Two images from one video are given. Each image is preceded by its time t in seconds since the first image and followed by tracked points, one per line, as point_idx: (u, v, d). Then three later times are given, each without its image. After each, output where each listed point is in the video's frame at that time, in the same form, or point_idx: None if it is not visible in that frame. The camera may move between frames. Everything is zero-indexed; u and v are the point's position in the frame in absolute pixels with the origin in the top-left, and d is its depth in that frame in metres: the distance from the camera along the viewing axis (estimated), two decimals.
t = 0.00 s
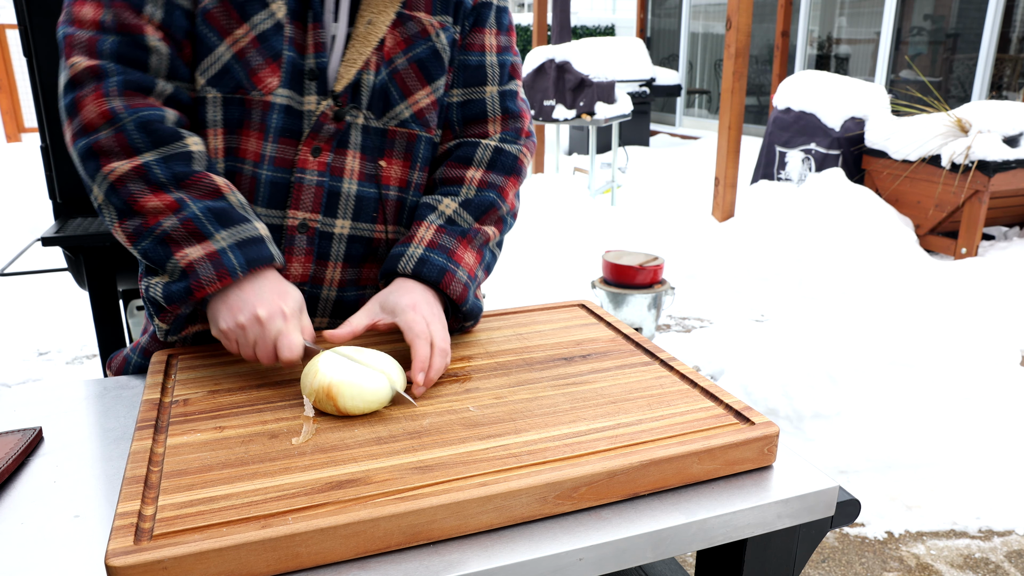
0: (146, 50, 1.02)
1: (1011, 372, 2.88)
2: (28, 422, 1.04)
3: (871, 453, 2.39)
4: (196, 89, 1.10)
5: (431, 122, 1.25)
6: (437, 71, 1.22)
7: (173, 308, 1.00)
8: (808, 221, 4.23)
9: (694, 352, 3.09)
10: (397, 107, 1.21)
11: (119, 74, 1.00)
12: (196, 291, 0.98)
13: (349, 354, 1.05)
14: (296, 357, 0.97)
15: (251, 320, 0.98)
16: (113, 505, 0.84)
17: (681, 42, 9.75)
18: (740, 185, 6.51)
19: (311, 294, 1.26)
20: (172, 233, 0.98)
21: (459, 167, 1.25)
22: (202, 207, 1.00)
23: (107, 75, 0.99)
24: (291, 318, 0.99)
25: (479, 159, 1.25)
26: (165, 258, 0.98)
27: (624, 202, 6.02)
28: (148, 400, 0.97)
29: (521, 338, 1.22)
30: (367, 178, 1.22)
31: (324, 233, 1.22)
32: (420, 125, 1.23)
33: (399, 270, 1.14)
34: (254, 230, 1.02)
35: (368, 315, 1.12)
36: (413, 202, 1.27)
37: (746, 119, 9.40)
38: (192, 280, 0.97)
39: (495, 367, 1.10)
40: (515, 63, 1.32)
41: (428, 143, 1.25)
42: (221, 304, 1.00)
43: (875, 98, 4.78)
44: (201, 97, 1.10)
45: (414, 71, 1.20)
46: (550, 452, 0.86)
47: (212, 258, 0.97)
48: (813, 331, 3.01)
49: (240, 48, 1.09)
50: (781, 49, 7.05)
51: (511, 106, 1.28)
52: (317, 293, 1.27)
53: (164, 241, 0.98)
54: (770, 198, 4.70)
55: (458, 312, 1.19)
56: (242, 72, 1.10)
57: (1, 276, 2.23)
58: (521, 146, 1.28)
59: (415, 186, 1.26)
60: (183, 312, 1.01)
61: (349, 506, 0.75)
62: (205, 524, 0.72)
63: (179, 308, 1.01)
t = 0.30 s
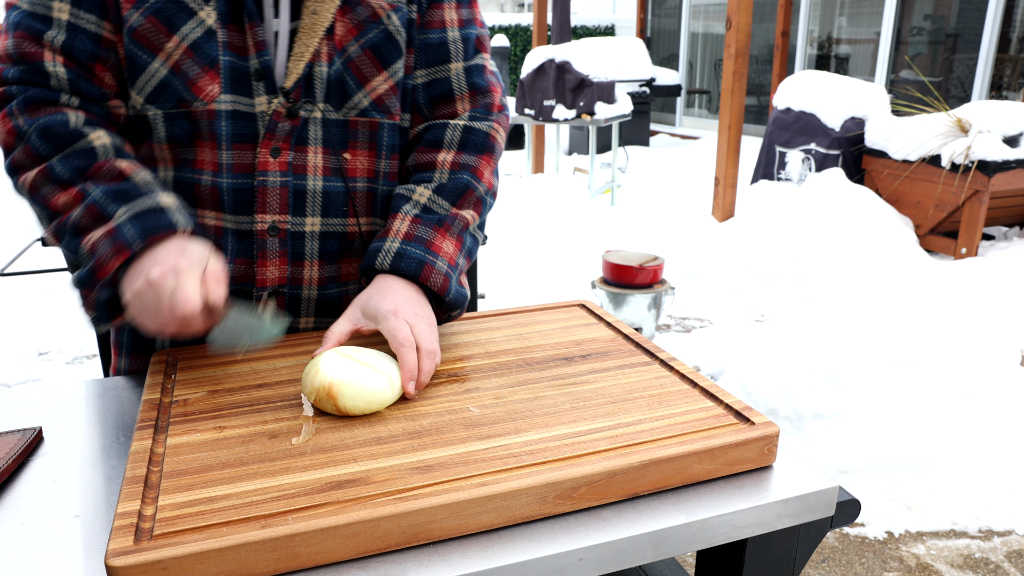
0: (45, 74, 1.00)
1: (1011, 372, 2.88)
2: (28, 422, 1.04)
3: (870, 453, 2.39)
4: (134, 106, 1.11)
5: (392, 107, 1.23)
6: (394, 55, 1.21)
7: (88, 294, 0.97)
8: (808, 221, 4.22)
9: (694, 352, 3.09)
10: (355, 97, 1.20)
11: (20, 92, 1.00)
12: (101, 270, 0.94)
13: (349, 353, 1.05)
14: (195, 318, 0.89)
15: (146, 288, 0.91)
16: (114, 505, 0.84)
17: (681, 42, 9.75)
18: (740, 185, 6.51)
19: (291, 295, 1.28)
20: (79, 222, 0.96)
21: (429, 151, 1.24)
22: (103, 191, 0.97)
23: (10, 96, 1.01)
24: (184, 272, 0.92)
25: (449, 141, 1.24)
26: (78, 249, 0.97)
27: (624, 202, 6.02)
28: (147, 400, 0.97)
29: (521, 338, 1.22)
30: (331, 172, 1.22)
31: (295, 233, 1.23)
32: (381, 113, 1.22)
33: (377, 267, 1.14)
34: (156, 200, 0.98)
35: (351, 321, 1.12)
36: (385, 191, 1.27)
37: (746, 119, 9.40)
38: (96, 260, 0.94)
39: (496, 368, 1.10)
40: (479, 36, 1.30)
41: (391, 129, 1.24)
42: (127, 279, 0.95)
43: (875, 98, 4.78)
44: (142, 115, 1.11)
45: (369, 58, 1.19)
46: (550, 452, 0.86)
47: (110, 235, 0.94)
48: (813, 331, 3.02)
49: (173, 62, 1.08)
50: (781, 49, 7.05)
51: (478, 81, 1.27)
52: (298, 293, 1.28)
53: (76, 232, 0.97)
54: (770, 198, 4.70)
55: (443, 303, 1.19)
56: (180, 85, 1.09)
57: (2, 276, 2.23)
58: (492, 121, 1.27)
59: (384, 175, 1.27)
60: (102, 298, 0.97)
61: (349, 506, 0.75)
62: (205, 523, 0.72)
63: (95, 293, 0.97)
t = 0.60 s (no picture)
0: (41, 104, 1.00)
1: (1010, 372, 2.88)
2: (29, 422, 1.04)
3: (870, 453, 2.39)
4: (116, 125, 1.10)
5: (368, 92, 1.23)
6: (363, 38, 1.19)
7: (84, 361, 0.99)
8: (807, 221, 4.22)
9: (694, 351, 3.09)
10: (330, 86, 1.20)
11: (15, 134, 0.99)
12: (99, 341, 0.95)
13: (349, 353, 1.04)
14: (191, 391, 0.91)
15: (148, 357, 0.95)
16: (113, 505, 0.84)
17: (681, 42, 9.75)
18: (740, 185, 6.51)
19: (282, 295, 1.28)
20: (80, 284, 0.97)
21: (409, 131, 1.24)
22: (107, 255, 0.98)
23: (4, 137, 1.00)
24: (190, 349, 0.96)
25: (427, 119, 1.24)
26: (78, 312, 0.98)
27: (624, 202, 6.02)
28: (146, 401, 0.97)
29: (521, 338, 1.22)
30: (313, 166, 1.22)
31: (281, 232, 1.23)
32: (358, 99, 1.22)
33: (366, 254, 1.14)
34: (161, 272, 0.99)
35: (342, 313, 1.11)
36: (369, 178, 1.28)
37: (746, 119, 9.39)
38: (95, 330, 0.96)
39: (496, 368, 1.10)
40: (447, 9, 1.29)
41: (368, 115, 1.24)
42: (122, 350, 0.97)
43: (875, 98, 4.78)
44: (123, 133, 1.10)
45: (339, 46, 1.18)
46: (550, 452, 0.86)
47: (112, 305, 0.95)
48: (812, 331, 3.01)
49: (150, 74, 1.07)
50: (781, 49, 7.05)
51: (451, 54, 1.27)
52: (288, 292, 1.28)
53: (77, 293, 0.98)
54: (770, 198, 4.69)
55: (434, 283, 1.20)
56: (159, 98, 1.09)
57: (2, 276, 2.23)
58: (469, 95, 1.27)
59: (367, 162, 1.27)
60: (102, 364, 0.99)
61: (349, 506, 0.75)
62: (205, 524, 0.72)
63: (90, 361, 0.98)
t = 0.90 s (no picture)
0: (30, 111, 1.00)
1: (1010, 372, 2.88)
2: (30, 422, 1.04)
3: (870, 453, 2.39)
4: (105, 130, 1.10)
5: (357, 90, 1.22)
6: (349, 34, 1.19)
7: (92, 362, 0.99)
8: (807, 221, 4.22)
9: (694, 352, 3.09)
10: (319, 84, 1.19)
11: (7, 143, 0.99)
12: (107, 343, 0.96)
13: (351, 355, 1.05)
14: (203, 382, 0.91)
15: (157, 349, 0.95)
16: (114, 505, 0.84)
17: (681, 42, 9.75)
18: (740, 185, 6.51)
19: (277, 296, 1.28)
20: (85, 289, 0.97)
21: (402, 129, 1.23)
22: (108, 259, 0.98)
23: None
24: (198, 339, 0.97)
25: (419, 117, 1.24)
26: (83, 315, 0.98)
27: (624, 202, 6.02)
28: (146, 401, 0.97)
29: (521, 338, 1.22)
30: (303, 165, 1.22)
31: (274, 233, 1.23)
32: (347, 96, 1.22)
33: (364, 256, 1.14)
34: (164, 272, 0.99)
35: (346, 318, 1.11)
36: (362, 176, 1.28)
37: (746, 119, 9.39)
38: (103, 332, 0.96)
39: (496, 368, 1.10)
40: (435, 3, 1.30)
41: (358, 113, 1.24)
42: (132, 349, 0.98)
43: (875, 98, 4.78)
44: (113, 137, 1.10)
45: (326, 43, 1.19)
46: (550, 452, 0.86)
47: (118, 307, 0.95)
48: (813, 331, 3.01)
49: (136, 78, 1.07)
50: (781, 49, 7.05)
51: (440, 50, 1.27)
52: (283, 292, 1.28)
53: (80, 298, 0.97)
54: (770, 198, 4.69)
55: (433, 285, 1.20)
56: (147, 100, 1.09)
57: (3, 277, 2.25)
58: (460, 91, 1.27)
59: (358, 160, 1.27)
60: (108, 365, 1.01)
61: (349, 506, 0.75)
62: (205, 524, 0.72)
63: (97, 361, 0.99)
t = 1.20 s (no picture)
0: (17, 111, 1.00)
1: (1010, 372, 2.88)
2: (30, 421, 1.04)
3: (870, 453, 2.39)
4: (103, 128, 1.10)
5: (361, 93, 1.23)
6: (356, 38, 1.19)
7: (100, 327, 0.97)
8: (807, 221, 4.22)
9: (694, 351, 3.09)
10: (323, 86, 1.20)
11: None
12: (107, 304, 0.94)
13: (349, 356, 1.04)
14: (221, 308, 0.93)
15: (156, 300, 0.93)
16: (114, 504, 0.84)
17: (681, 42, 9.76)
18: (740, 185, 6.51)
19: (276, 296, 1.28)
20: (78, 260, 0.96)
21: (442, 127, 1.26)
22: (97, 228, 0.97)
23: None
24: (193, 279, 0.94)
25: (460, 117, 1.27)
26: (82, 287, 0.97)
27: (624, 202, 6.02)
28: (146, 400, 0.97)
29: (522, 338, 1.21)
30: (305, 166, 1.22)
31: (274, 233, 1.23)
32: (350, 99, 1.22)
33: (431, 236, 1.11)
34: (151, 230, 0.96)
35: (406, 260, 1.07)
36: (363, 179, 1.28)
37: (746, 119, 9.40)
38: (101, 294, 0.94)
39: (496, 368, 1.10)
40: (454, 10, 1.33)
41: (361, 115, 1.24)
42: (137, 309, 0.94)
43: (875, 98, 4.78)
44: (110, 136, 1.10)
45: (331, 45, 1.19)
46: (550, 452, 0.86)
47: (111, 269, 0.93)
48: (813, 330, 3.01)
49: (133, 77, 1.07)
50: (781, 49, 7.05)
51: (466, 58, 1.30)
52: (283, 293, 1.28)
53: (77, 270, 0.96)
54: (770, 198, 4.69)
55: (474, 274, 1.21)
56: (143, 100, 1.09)
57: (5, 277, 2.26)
58: (491, 98, 1.31)
59: (360, 161, 1.27)
60: (116, 329, 0.98)
61: (349, 506, 0.75)
62: (204, 524, 0.72)
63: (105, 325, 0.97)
